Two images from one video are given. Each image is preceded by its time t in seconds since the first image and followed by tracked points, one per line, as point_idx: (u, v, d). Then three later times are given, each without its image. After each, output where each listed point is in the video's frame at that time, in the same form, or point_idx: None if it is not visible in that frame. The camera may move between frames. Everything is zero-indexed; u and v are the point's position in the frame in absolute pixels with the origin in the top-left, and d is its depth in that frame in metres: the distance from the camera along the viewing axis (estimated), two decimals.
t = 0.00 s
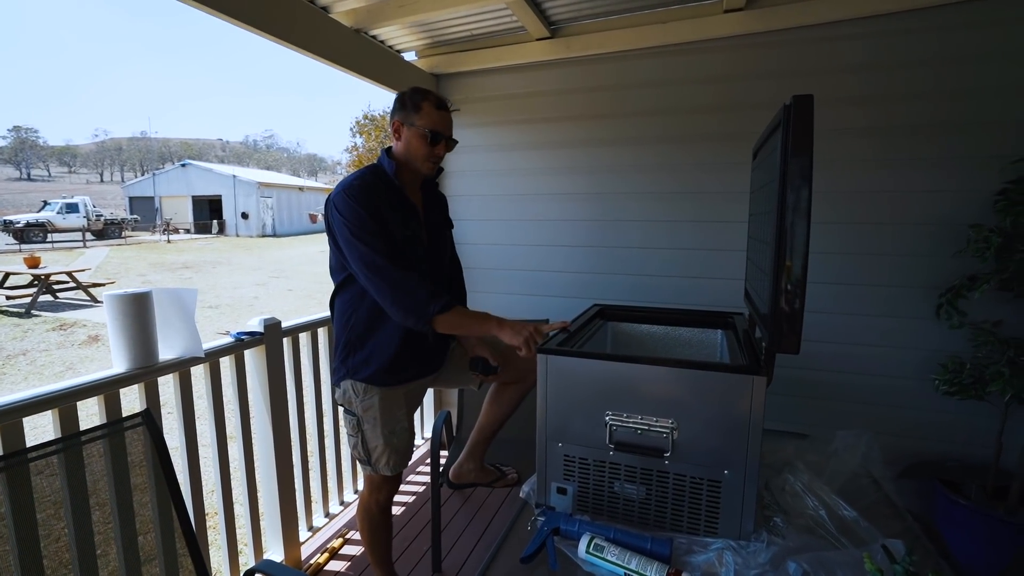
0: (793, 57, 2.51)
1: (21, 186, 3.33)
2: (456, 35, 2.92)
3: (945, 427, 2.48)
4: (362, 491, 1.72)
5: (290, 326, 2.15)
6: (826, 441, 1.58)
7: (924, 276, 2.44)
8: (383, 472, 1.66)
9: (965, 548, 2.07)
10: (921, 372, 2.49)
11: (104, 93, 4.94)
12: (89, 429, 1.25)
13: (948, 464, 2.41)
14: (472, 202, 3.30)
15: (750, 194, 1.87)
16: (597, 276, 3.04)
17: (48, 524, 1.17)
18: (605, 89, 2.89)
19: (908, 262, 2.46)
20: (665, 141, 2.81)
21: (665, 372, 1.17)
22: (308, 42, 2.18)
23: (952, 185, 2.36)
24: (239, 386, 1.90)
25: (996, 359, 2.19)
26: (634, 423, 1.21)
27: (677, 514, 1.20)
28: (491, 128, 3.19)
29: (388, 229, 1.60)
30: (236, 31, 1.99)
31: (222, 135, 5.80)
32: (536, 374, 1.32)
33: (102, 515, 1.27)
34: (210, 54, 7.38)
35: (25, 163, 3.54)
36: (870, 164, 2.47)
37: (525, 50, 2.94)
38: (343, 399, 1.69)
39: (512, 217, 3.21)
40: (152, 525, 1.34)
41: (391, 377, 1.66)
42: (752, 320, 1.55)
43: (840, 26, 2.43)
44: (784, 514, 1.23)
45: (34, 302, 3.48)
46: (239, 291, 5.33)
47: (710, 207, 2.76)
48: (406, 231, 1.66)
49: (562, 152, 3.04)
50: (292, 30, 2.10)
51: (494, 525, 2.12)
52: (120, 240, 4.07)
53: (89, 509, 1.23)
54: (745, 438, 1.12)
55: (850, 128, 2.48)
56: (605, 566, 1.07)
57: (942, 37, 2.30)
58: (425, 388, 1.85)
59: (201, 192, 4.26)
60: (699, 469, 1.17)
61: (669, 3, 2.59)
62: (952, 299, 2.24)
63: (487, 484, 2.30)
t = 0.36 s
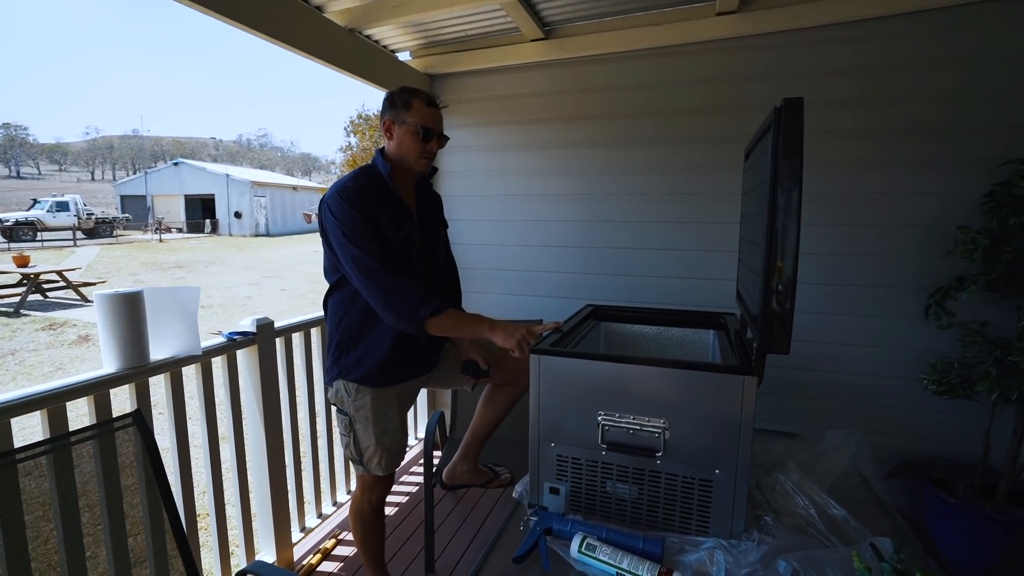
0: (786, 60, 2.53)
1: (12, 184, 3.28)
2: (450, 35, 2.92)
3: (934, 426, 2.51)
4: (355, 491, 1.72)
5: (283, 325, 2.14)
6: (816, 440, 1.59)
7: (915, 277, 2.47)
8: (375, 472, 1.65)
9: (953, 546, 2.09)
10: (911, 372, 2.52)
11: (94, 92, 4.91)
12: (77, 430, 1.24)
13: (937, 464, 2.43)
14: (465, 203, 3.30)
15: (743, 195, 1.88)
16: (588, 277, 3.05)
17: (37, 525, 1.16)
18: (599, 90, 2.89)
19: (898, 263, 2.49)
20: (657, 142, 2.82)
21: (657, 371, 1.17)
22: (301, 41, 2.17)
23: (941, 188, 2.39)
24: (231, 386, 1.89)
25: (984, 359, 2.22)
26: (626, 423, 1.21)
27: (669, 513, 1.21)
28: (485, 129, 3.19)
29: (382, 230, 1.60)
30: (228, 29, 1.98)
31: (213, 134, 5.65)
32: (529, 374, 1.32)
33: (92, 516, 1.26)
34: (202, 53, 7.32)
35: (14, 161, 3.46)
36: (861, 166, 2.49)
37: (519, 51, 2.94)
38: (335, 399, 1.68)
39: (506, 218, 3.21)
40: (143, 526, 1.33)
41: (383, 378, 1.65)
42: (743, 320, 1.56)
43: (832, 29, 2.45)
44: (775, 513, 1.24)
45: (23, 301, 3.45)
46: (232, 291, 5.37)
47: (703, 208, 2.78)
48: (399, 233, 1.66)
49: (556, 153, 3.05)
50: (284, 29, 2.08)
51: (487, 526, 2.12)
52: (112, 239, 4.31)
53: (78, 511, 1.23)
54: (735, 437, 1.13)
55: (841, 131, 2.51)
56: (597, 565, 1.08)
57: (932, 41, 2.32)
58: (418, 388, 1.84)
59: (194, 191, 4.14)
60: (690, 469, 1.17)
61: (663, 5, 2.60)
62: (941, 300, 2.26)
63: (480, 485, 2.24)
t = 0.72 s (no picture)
0: (782, 69, 2.55)
1: (10, 189, 3.29)
2: (449, 43, 2.94)
3: (931, 433, 2.51)
4: (352, 497, 1.72)
5: (281, 331, 2.14)
6: (813, 448, 1.59)
7: (911, 284, 2.48)
8: (374, 478, 1.65)
9: (951, 554, 2.09)
10: (907, 379, 2.52)
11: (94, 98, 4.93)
12: (75, 435, 1.24)
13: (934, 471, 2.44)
14: (464, 209, 3.31)
15: (739, 202, 1.89)
16: (585, 283, 3.06)
17: (33, 531, 1.16)
18: (597, 98, 2.91)
19: (894, 271, 2.50)
20: (654, 150, 2.84)
21: (655, 378, 1.18)
22: (300, 48, 2.19)
23: (937, 196, 2.41)
24: (229, 392, 1.89)
25: (981, 367, 2.22)
26: (623, 430, 1.21)
27: (666, 520, 1.21)
28: (484, 136, 3.21)
29: (380, 237, 1.61)
30: (228, 37, 1.99)
31: (213, 139, 6.14)
32: (526, 380, 1.33)
33: (88, 522, 1.26)
34: (201, 59, 7.35)
35: (13, 167, 3.49)
36: (857, 174, 2.51)
37: (517, 59, 2.96)
38: (334, 405, 1.69)
39: (504, 224, 3.22)
40: (138, 533, 1.33)
41: (380, 384, 1.65)
42: (740, 327, 1.57)
43: (827, 39, 2.47)
44: (771, 520, 1.25)
45: (20, 306, 3.44)
46: (230, 296, 5.55)
47: (700, 215, 2.79)
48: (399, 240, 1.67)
49: (554, 160, 3.06)
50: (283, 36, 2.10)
51: (485, 533, 2.11)
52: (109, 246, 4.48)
53: (75, 517, 1.23)
54: (732, 444, 1.13)
55: (837, 139, 2.53)
56: (593, 572, 1.07)
57: (926, 51, 2.35)
58: (416, 395, 1.85)
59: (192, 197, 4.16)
60: (687, 476, 1.18)
61: (660, 14, 2.62)
62: (937, 307, 2.27)
63: (478, 492, 2.17)
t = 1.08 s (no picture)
0: (784, 81, 2.58)
1: (14, 184, 3.30)
2: (455, 50, 2.96)
3: (928, 446, 2.52)
4: (349, 498, 1.72)
5: (281, 332, 2.15)
6: (810, 458, 1.59)
7: (909, 297, 2.49)
8: (372, 480, 1.65)
9: (947, 568, 2.09)
10: (905, 391, 2.53)
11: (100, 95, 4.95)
12: (74, 430, 1.24)
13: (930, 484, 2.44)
14: (466, 214, 3.32)
15: (740, 212, 1.90)
16: (585, 290, 3.07)
17: (27, 527, 1.16)
18: (600, 106, 2.94)
19: (893, 283, 2.51)
20: (656, 159, 2.85)
21: (652, 385, 1.19)
22: (307, 51, 2.21)
23: (936, 210, 2.42)
24: (228, 391, 1.89)
25: (978, 381, 2.23)
26: (620, 436, 1.22)
27: (661, 526, 1.21)
28: (487, 142, 3.23)
29: (384, 240, 1.62)
30: (237, 38, 2.01)
31: (216, 140, 6.31)
32: (524, 384, 1.33)
33: (84, 519, 1.26)
34: (207, 59, 7.39)
35: (18, 163, 3.45)
36: (857, 187, 2.53)
37: (522, 66, 2.98)
38: (334, 406, 1.69)
39: (505, 230, 3.24)
40: (133, 530, 1.34)
41: (380, 387, 1.65)
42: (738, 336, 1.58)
43: (830, 53, 2.50)
44: (766, 529, 1.25)
45: (20, 302, 3.44)
46: (231, 297, 5.44)
47: (701, 224, 2.80)
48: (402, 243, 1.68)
49: (556, 167, 3.08)
50: (290, 39, 2.11)
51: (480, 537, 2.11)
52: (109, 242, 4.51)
53: (70, 514, 1.22)
54: (728, 452, 1.14)
55: (838, 151, 2.54)
56: None
57: (927, 67, 2.37)
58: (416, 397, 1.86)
59: (196, 197, 4.43)
60: (682, 483, 1.18)
61: (664, 25, 2.64)
62: (935, 321, 2.28)
63: (474, 497, 2.20)
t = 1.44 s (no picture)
0: (780, 104, 2.63)
1: (17, 196, 3.33)
2: (457, 70, 3.02)
3: (927, 468, 2.51)
4: (345, 515, 1.70)
5: (280, 346, 2.15)
6: (807, 478, 1.59)
7: (906, 318, 2.50)
8: (369, 496, 1.64)
9: None
10: (903, 412, 2.53)
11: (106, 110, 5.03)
12: (71, 443, 1.24)
13: (930, 506, 2.42)
14: (466, 231, 3.35)
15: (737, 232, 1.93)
16: (583, 307, 3.09)
17: (18, 542, 1.13)
18: (600, 127, 2.99)
19: (889, 304, 2.53)
20: (655, 178, 2.89)
21: (651, 403, 1.19)
22: (312, 70, 2.25)
23: (931, 232, 2.45)
24: (226, 404, 1.89)
25: (975, 402, 2.23)
26: (617, 454, 1.22)
27: (658, 546, 1.20)
28: (488, 160, 3.27)
29: (384, 257, 1.64)
30: (244, 58, 2.05)
31: (219, 154, 6.40)
32: (523, 402, 1.34)
33: (76, 535, 1.25)
34: (212, 75, 7.50)
35: (22, 174, 3.54)
36: (853, 208, 2.56)
37: (523, 87, 3.03)
38: (333, 421, 1.69)
39: (505, 247, 3.26)
40: (126, 547, 1.34)
41: (379, 404, 1.65)
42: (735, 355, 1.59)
43: (825, 77, 2.55)
44: (764, 550, 1.24)
45: (19, 314, 3.44)
46: (230, 311, 5.47)
47: (699, 243, 2.83)
48: (403, 261, 1.70)
49: (556, 185, 3.12)
50: (295, 59, 2.16)
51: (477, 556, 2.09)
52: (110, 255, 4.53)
53: (62, 530, 1.22)
54: (725, 471, 1.14)
55: (833, 173, 2.58)
56: None
57: (919, 92, 2.43)
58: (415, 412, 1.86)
59: (197, 211, 4.18)
60: (679, 502, 1.18)
61: (663, 49, 2.70)
62: (932, 342, 2.29)
63: (471, 514, 2.17)
